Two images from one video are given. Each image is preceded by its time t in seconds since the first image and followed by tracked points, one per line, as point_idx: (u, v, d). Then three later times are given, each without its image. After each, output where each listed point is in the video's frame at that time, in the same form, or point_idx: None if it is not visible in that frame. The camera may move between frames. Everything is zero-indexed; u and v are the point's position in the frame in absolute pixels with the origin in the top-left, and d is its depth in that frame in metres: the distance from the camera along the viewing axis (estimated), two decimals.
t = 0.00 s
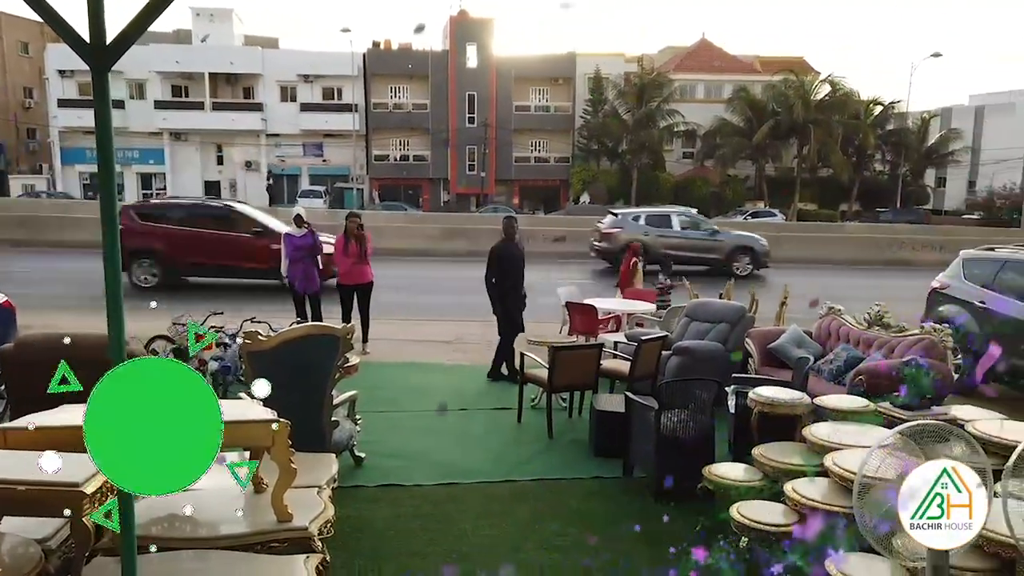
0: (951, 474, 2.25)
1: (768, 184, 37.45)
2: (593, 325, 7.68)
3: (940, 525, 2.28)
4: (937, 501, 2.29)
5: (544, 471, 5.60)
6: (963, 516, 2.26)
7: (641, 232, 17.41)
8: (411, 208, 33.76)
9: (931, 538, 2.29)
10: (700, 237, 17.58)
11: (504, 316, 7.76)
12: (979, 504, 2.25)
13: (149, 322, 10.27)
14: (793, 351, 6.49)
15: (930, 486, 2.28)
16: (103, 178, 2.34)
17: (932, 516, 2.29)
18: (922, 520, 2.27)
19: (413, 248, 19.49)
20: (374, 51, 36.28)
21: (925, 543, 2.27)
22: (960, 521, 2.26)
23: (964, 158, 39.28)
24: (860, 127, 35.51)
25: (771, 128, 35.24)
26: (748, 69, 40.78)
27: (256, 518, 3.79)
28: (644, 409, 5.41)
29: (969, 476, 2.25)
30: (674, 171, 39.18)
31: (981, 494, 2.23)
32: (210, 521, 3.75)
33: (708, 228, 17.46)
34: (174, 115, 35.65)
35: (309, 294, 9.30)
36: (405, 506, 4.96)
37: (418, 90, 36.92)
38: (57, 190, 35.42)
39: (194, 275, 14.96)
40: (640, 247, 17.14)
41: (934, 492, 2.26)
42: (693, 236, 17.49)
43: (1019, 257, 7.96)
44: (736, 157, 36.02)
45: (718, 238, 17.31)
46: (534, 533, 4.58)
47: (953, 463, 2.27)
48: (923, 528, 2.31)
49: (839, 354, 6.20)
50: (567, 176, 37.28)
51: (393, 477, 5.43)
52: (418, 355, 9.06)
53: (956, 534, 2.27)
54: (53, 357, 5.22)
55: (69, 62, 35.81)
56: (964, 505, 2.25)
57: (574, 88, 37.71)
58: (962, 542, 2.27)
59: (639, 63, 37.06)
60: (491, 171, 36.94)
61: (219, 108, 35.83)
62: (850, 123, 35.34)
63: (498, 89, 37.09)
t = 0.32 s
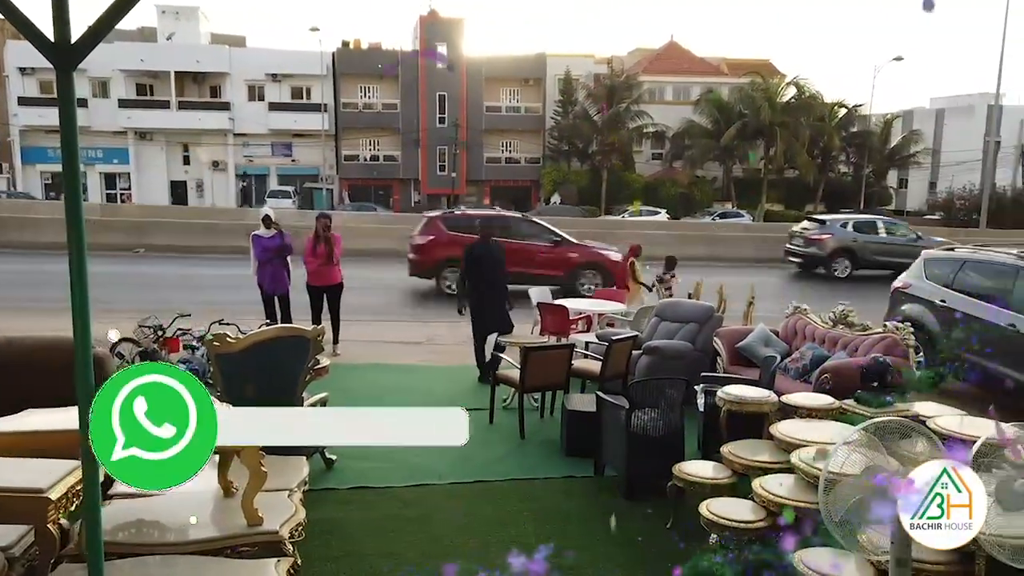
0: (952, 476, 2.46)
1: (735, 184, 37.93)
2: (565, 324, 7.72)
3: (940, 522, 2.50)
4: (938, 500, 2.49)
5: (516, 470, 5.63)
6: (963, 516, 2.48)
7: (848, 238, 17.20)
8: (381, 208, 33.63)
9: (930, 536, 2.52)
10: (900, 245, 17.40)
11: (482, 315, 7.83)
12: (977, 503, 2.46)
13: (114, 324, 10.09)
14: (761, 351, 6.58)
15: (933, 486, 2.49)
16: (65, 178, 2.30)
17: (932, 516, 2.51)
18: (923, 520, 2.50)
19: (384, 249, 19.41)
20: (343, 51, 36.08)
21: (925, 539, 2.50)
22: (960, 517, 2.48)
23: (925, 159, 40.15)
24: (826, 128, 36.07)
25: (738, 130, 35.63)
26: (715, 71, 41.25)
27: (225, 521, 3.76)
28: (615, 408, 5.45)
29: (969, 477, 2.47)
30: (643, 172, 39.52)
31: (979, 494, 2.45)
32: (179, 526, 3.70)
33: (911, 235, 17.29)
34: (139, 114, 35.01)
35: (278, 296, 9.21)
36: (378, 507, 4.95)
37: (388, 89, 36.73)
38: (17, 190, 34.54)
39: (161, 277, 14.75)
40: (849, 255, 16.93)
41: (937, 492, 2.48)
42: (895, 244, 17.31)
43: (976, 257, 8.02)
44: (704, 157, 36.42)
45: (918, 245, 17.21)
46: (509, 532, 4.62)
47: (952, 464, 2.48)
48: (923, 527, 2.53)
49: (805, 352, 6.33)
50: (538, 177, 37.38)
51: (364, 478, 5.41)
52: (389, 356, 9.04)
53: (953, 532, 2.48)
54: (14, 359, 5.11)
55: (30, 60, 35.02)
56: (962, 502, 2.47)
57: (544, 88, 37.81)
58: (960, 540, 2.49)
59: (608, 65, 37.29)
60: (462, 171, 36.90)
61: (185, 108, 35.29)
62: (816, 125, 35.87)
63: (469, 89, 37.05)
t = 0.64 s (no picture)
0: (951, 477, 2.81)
1: (703, 185, 38.26)
2: (534, 324, 7.77)
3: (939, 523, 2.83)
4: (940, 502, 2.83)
5: (486, 470, 5.64)
6: (963, 516, 2.83)
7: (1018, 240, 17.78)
8: (349, 207, 33.36)
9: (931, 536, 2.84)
10: None
11: (456, 314, 7.84)
12: (976, 505, 2.81)
13: (75, 327, 9.90)
14: (728, 349, 6.69)
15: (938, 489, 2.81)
16: (28, 177, 2.25)
17: (932, 516, 2.83)
18: (925, 520, 2.82)
19: (352, 249, 19.30)
20: (311, 49, 35.81)
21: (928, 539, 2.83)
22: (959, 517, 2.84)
23: (886, 160, 41.00)
24: (791, 129, 36.63)
25: (705, 131, 36.04)
26: (681, 73, 41.69)
27: (193, 526, 3.70)
28: (584, 408, 5.49)
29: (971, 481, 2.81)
30: (612, 172, 39.78)
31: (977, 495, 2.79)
32: (145, 530, 3.65)
33: None
34: (101, 112, 34.28)
35: (246, 297, 9.10)
36: (348, 509, 4.92)
37: (356, 89, 36.48)
38: None
39: (124, 279, 14.48)
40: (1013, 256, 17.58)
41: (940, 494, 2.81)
42: None
43: (935, 257, 8.25)
44: (672, 158, 36.85)
45: None
46: (481, 532, 4.64)
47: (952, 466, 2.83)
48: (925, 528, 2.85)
49: (771, 351, 6.45)
50: (508, 177, 37.45)
51: (334, 481, 5.38)
52: (358, 356, 9.00)
53: (953, 531, 2.83)
54: None
55: None
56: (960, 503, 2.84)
57: (514, 89, 37.87)
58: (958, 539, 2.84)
59: (577, 66, 37.47)
60: (432, 171, 36.79)
61: (149, 106, 34.59)
62: (782, 127, 36.40)
63: (439, 89, 36.97)
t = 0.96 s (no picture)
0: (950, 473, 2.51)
1: (671, 185, 38.65)
2: (505, 324, 7.79)
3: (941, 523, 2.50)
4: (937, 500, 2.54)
5: (458, 471, 5.66)
6: (963, 516, 2.52)
7: None
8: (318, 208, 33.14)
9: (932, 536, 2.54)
10: None
11: (428, 308, 7.82)
12: (976, 503, 2.51)
13: (36, 331, 9.68)
14: (696, 347, 6.78)
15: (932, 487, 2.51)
16: None
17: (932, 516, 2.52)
18: (923, 519, 2.51)
19: (321, 250, 19.15)
20: (279, 48, 35.47)
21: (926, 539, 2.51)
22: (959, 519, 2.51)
23: (849, 161, 41.84)
24: (757, 129, 37.17)
25: (673, 132, 36.37)
26: (649, 74, 42.12)
27: (161, 530, 3.64)
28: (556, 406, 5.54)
29: (969, 479, 2.51)
30: (582, 173, 40.06)
31: (977, 494, 2.49)
32: (111, 536, 3.59)
33: None
34: (62, 111, 33.56)
35: (213, 298, 8.99)
36: (320, 511, 4.90)
37: (325, 89, 36.16)
38: None
39: (86, 281, 14.20)
40: None
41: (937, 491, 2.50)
42: None
43: (897, 255, 8.45)
44: (640, 159, 37.25)
45: None
46: (452, 532, 4.64)
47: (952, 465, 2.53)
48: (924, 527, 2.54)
49: (738, 348, 6.54)
50: (478, 177, 37.47)
51: (306, 483, 5.35)
52: (329, 358, 8.96)
53: (953, 532, 2.51)
54: None
55: None
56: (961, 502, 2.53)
57: (484, 89, 37.76)
58: (960, 539, 2.52)
59: (546, 66, 37.58)
60: (402, 171, 36.71)
61: (113, 105, 34.13)
62: (748, 127, 36.88)
63: (408, 88, 36.86)
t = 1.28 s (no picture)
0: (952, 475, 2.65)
1: (642, 185, 38.90)
2: (477, 323, 7.81)
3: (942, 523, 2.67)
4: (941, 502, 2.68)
5: (432, 470, 5.66)
6: (964, 517, 2.67)
7: None
8: (287, 208, 32.80)
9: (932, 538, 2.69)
10: None
11: (397, 308, 7.80)
12: (978, 504, 2.65)
13: None
14: (667, 345, 6.87)
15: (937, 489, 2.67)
16: None
17: (933, 516, 2.70)
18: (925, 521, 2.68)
19: (292, 250, 18.97)
20: (247, 46, 35.07)
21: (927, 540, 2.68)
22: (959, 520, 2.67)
23: (815, 160, 42.55)
24: (726, 129, 37.59)
25: (643, 132, 36.54)
26: (620, 74, 42.42)
27: (129, 534, 3.58)
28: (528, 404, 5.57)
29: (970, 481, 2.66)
30: (554, 172, 40.17)
31: (977, 494, 2.64)
32: (79, 540, 3.54)
33: None
34: (24, 109, 32.84)
35: (181, 300, 8.88)
36: (292, 513, 4.86)
37: (294, 87, 35.87)
38: None
39: (50, 283, 13.91)
40: None
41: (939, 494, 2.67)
42: None
43: (862, 253, 8.63)
44: (611, 158, 37.47)
45: None
46: (426, 532, 4.64)
47: (953, 466, 2.67)
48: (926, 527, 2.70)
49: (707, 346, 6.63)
50: (450, 178, 37.38)
51: (278, 485, 5.30)
52: (300, 359, 8.89)
53: (953, 531, 2.67)
54: None
55: None
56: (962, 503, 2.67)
57: (455, 88, 37.77)
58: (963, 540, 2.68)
59: (518, 66, 37.57)
60: (373, 171, 36.49)
61: (75, 104, 33.31)
62: (717, 127, 37.20)
63: (379, 87, 36.71)
